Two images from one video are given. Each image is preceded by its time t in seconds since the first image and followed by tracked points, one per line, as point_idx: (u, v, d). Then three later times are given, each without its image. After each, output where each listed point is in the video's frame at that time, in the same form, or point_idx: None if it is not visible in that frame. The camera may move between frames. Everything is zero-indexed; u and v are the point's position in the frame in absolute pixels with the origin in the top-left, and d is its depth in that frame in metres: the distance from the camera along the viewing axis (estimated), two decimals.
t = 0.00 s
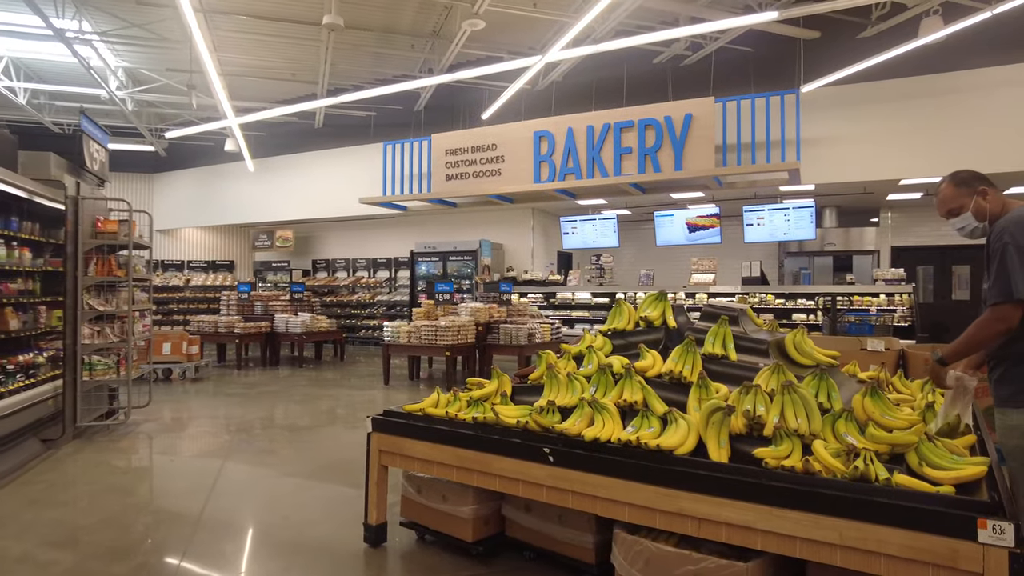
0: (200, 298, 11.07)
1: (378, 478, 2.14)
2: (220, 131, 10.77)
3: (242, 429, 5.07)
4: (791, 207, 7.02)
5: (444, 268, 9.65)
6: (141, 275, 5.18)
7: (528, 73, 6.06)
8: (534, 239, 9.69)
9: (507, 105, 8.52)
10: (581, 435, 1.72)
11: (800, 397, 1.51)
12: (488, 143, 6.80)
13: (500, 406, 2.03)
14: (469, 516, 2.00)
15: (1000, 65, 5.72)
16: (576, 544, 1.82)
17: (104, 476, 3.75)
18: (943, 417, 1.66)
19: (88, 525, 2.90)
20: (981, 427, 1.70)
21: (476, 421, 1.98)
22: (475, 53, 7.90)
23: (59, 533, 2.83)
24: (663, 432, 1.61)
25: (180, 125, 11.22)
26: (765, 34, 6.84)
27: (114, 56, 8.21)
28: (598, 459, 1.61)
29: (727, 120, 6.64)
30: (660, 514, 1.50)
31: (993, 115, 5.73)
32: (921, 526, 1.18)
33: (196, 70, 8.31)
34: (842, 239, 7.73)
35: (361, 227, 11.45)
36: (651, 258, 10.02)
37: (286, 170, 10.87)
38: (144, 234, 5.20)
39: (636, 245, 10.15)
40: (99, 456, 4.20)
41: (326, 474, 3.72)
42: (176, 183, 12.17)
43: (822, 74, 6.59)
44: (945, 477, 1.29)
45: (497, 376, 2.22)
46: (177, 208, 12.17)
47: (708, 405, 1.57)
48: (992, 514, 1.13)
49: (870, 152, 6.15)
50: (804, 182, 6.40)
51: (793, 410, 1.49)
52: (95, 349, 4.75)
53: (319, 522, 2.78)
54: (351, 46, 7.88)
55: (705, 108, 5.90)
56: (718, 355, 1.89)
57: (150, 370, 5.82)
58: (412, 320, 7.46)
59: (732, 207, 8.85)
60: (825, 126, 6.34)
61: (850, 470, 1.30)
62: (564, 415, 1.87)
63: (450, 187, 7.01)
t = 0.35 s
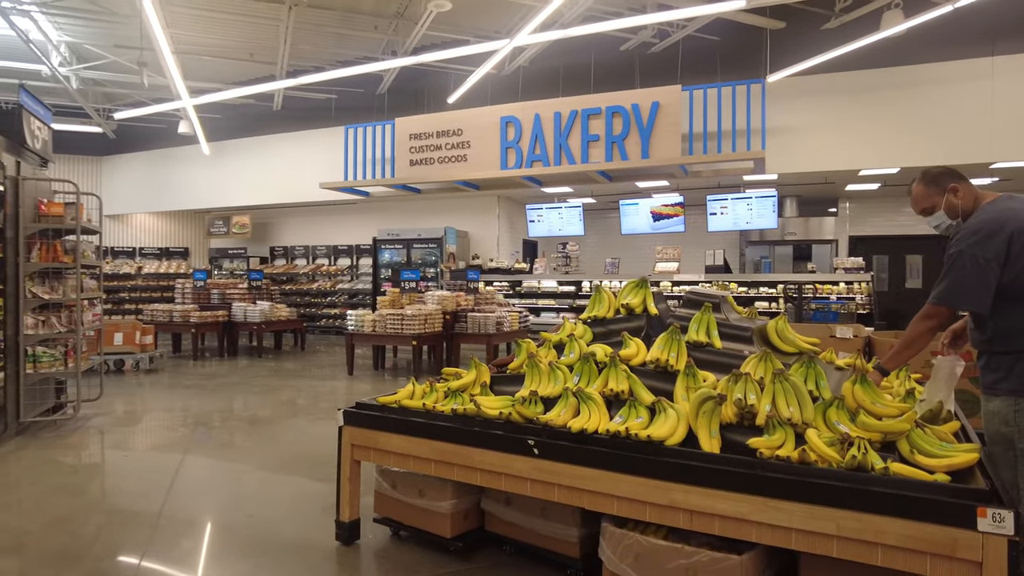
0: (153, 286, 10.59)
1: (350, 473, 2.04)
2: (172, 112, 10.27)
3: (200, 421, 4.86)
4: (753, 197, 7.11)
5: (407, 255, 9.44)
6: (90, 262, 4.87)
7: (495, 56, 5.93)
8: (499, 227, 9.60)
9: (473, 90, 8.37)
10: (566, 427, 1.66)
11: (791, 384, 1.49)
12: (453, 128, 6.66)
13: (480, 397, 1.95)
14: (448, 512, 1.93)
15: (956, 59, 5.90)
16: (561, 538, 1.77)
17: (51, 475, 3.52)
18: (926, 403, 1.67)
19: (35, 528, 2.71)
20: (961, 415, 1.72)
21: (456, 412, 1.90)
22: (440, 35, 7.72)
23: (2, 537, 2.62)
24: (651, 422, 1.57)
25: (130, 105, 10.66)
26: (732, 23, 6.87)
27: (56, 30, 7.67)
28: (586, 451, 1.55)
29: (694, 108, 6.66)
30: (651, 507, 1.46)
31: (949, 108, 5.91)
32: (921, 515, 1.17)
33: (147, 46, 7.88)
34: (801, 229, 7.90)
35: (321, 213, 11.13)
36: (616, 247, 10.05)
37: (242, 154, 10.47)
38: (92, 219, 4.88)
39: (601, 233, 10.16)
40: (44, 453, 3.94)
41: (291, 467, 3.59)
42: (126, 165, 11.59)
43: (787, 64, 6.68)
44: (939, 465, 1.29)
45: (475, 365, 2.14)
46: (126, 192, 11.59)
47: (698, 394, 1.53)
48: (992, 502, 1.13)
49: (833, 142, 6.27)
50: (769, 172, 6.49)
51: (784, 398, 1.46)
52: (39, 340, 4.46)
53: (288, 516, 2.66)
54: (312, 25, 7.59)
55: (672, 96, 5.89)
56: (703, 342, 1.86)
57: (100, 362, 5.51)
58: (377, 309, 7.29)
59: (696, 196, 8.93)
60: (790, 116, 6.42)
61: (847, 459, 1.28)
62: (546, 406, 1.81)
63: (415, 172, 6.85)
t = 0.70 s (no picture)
0: (117, 273, 10.22)
1: (333, 465, 1.97)
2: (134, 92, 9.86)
3: (168, 412, 4.70)
4: (728, 183, 7.15)
5: (381, 241, 9.25)
6: (50, 247, 4.63)
7: (472, 38, 5.79)
8: (474, 213, 9.49)
9: (448, 72, 8.21)
10: (560, 416, 1.62)
11: (791, 371, 1.47)
12: (429, 111, 6.52)
13: (469, 386, 1.89)
14: (437, 504, 1.87)
15: (928, 49, 5.98)
16: (554, 529, 1.74)
17: (10, 470, 3.35)
18: (919, 388, 1.67)
19: None
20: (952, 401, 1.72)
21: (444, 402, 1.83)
22: (415, 16, 7.53)
23: None
24: (649, 411, 1.53)
25: (89, 84, 10.19)
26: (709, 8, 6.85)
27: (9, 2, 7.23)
28: (583, 441, 1.51)
29: (672, 94, 6.64)
30: (650, 497, 1.43)
31: (920, 98, 6.00)
32: (928, 503, 1.16)
33: (108, 23, 7.50)
34: (774, 216, 7.98)
35: (292, 197, 10.85)
36: (592, 233, 10.04)
37: (209, 136, 10.13)
38: (52, 202, 4.64)
39: (577, 219, 10.14)
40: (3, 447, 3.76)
41: (266, 458, 3.49)
42: (86, 147, 11.11)
43: (763, 51, 6.70)
44: (941, 452, 1.29)
45: (463, 353, 2.08)
46: (87, 175, 11.13)
47: (697, 381, 1.50)
48: (999, 490, 1.13)
49: (808, 129, 6.32)
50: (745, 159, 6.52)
51: (785, 385, 1.45)
52: None
53: (266, 509, 2.58)
54: (282, 3, 7.32)
55: (649, 81, 5.85)
56: (696, 329, 1.83)
57: (62, 351, 5.28)
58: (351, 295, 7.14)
59: (672, 182, 8.96)
60: (767, 103, 6.44)
61: (851, 447, 1.27)
62: (539, 395, 1.77)
63: (389, 156, 6.70)
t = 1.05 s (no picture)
0: (99, 261, 9.98)
1: (320, 461, 1.89)
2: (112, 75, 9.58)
3: (151, 403, 4.58)
4: (718, 169, 7.09)
5: (368, 228, 9.10)
6: (24, 234, 4.46)
7: (460, 19, 5.63)
8: (463, 199, 9.37)
9: (436, 54, 8.05)
10: (559, 409, 1.55)
11: (800, 361, 1.41)
12: (416, 94, 6.37)
13: (462, 377, 1.82)
14: (430, 500, 1.80)
15: (920, 33, 5.92)
16: (551, 525, 1.68)
17: None
18: (927, 377, 1.62)
19: None
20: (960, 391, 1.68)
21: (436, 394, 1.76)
22: None
23: None
24: (652, 404, 1.47)
25: (66, 66, 9.88)
26: None
27: None
28: (583, 435, 1.44)
29: (663, 78, 6.55)
30: (653, 494, 1.37)
31: (911, 82, 5.95)
32: (947, 500, 1.11)
33: (84, 2, 7.25)
34: (764, 202, 7.95)
35: (277, 184, 10.65)
36: (581, 220, 9.96)
37: (191, 121, 9.88)
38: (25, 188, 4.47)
39: (567, 206, 10.05)
40: None
41: (251, 450, 3.41)
42: (63, 131, 10.80)
43: (756, 35, 6.61)
44: (957, 446, 1.24)
45: (455, 343, 2.00)
46: (64, 160, 10.83)
47: (702, 372, 1.44)
48: (1022, 486, 1.08)
49: (799, 114, 6.26)
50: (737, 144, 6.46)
51: (794, 376, 1.39)
52: None
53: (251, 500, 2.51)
54: None
55: (641, 65, 5.75)
56: (697, 317, 1.76)
57: (40, 342, 5.12)
58: (338, 283, 7.02)
59: (662, 168, 8.89)
60: (759, 87, 6.37)
61: (866, 442, 1.22)
62: (535, 387, 1.70)
63: (375, 140, 6.55)
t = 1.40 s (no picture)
0: (78, 256, 9.72)
1: (301, 473, 1.78)
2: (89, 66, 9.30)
3: (128, 404, 4.43)
4: (709, 163, 7.01)
5: (354, 222, 8.93)
6: None
7: (447, 9, 5.46)
8: (451, 193, 9.23)
9: (423, 45, 7.89)
10: (556, 420, 1.44)
11: (813, 368, 1.32)
12: (402, 86, 6.20)
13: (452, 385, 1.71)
14: (418, 515, 1.70)
15: (912, 26, 5.88)
16: (547, 542, 1.58)
17: None
18: (942, 383, 1.54)
19: None
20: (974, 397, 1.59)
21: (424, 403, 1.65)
22: None
23: None
24: (655, 415, 1.37)
25: (41, 57, 9.58)
26: None
27: None
28: (582, 449, 1.34)
29: (655, 71, 6.45)
30: (659, 513, 1.27)
31: (903, 76, 5.90)
32: (980, 523, 1.03)
33: None
34: (754, 196, 7.89)
35: (260, 178, 10.43)
36: (571, 214, 9.86)
37: (172, 114, 9.63)
38: None
39: (556, 200, 9.94)
40: None
41: (232, 453, 3.28)
42: (40, 124, 10.49)
43: (748, 26, 6.53)
44: (983, 460, 1.16)
45: (445, 347, 1.90)
46: (40, 153, 10.52)
47: (709, 381, 1.34)
48: None
49: (791, 107, 6.19)
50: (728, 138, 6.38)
51: (807, 385, 1.30)
52: None
53: (229, 505, 2.39)
54: None
55: (632, 56, 5.65)
56: (700, 319, 1.67)
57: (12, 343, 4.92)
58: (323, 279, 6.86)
59: (652, 162, 8.81)
60: (752, 80, 6.29)
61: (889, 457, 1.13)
62: (529, 395, 1.59)
63: (361, 133, 6.39)
